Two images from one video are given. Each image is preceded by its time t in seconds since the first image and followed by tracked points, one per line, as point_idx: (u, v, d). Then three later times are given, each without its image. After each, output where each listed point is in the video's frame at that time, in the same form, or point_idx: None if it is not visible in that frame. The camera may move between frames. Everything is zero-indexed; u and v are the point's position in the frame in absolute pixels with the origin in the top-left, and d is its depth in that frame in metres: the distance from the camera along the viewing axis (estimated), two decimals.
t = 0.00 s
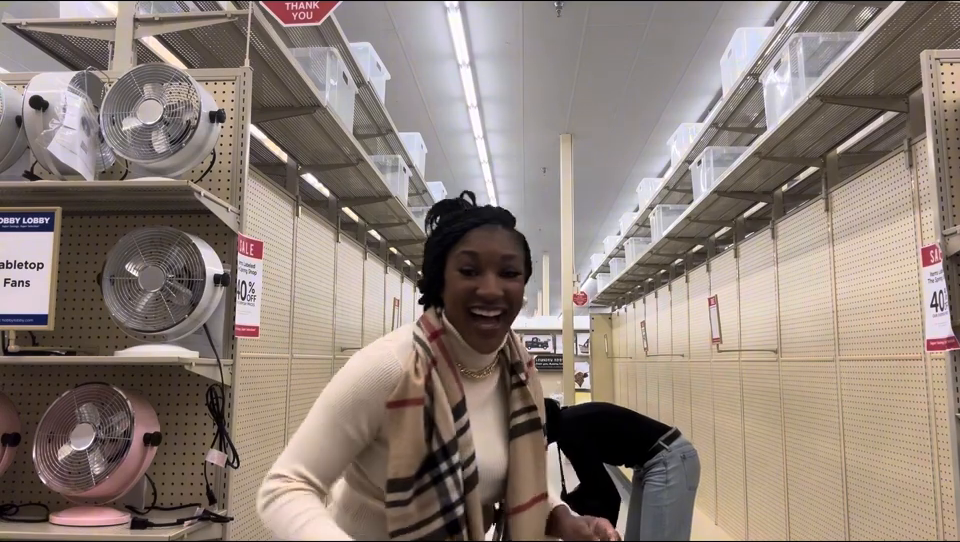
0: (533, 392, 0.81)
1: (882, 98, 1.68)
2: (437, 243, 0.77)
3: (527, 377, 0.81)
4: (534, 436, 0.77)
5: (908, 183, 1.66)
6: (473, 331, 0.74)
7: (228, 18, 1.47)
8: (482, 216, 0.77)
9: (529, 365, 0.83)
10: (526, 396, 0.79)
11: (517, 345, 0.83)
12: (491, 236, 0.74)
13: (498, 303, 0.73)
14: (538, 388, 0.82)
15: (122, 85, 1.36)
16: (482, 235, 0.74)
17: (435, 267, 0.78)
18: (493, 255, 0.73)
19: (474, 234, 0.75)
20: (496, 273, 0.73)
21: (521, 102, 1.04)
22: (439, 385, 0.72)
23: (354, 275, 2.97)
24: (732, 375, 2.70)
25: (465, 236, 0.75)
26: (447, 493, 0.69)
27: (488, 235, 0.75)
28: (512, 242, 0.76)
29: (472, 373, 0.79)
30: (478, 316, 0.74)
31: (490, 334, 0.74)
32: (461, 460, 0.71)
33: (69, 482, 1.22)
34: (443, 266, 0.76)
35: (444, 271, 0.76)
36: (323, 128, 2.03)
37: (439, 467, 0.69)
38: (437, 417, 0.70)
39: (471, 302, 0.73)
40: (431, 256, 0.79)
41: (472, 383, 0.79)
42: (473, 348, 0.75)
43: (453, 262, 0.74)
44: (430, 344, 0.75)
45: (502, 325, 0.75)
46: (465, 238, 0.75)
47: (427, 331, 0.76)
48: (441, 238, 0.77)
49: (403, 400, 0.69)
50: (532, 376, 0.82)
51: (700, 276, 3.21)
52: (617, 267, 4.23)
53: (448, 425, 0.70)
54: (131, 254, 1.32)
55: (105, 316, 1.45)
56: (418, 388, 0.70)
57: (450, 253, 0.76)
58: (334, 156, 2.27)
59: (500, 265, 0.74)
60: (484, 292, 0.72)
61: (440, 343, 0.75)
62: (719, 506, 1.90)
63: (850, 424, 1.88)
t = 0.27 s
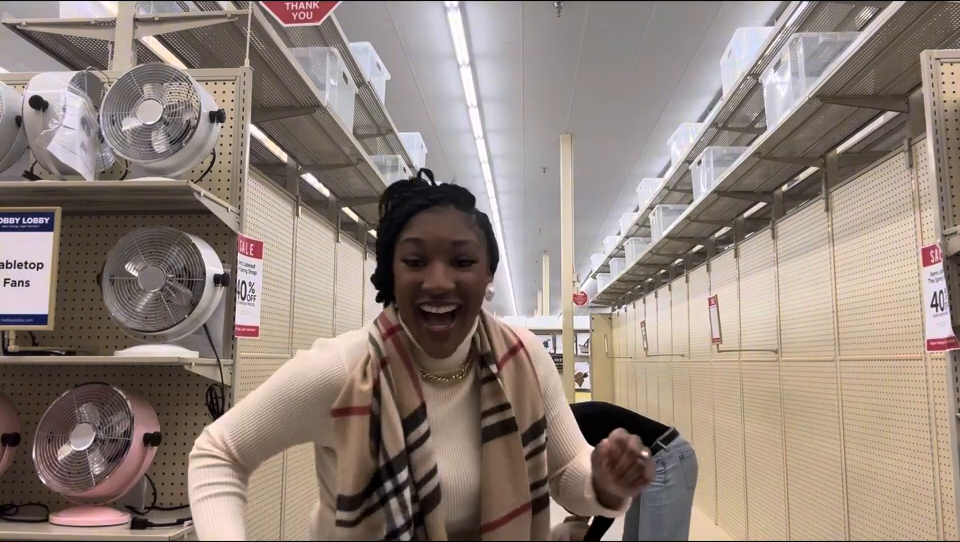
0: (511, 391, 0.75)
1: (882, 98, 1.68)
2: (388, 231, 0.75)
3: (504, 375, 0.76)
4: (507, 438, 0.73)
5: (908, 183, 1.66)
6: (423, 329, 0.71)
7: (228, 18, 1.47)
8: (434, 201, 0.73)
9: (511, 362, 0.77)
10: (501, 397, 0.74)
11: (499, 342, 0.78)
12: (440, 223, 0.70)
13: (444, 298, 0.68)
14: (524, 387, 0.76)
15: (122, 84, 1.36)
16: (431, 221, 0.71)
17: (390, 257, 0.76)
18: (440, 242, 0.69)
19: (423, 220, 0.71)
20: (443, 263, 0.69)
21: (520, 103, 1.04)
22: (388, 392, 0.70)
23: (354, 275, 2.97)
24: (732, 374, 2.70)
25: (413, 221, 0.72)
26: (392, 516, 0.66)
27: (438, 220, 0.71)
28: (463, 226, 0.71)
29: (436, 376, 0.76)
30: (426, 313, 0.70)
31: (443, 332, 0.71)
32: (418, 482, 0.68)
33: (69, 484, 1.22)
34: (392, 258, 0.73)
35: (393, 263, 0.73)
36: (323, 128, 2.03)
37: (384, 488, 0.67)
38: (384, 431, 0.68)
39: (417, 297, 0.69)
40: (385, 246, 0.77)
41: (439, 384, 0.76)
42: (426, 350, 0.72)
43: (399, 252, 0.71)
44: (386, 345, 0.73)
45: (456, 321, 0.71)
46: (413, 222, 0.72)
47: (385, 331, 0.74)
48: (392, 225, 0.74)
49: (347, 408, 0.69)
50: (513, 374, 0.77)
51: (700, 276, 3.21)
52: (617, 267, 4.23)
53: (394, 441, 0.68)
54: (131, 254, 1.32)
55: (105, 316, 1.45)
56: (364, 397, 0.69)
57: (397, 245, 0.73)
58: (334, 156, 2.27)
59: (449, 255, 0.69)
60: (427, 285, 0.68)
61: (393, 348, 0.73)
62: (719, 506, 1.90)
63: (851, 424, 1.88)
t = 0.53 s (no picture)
0: (488, 408, 0.66)
1: (882, 98, 1.68)
2: (345, 205, 0.69)
3: (482, 390, 0.67)
4: (482, 467, 0.62)
5: (908, 183, 1.66)
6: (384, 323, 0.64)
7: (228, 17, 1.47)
8: (396, 173, 0.67)
9: (491, 375, 0.69)
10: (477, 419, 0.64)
11: (477, 351, 0.70)
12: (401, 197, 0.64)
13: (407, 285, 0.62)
14: (505, 407, 0.67)
15: (121, 84, 1.36)
16: (391, 195, 0.64)
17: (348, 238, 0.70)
18: (403, 219, 0.63)
19: (383, 192, 0.65)
20: (408, 243, 0.63)
21: (519, 103, 1.04)
22: (324, 401, 0.63)
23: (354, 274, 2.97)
24: (732, 374, 2.70)
25: (372, 193, 0.66)
26: None
27: (401, 193, 0.65)
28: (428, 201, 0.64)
29: (402, 385, 0.68)
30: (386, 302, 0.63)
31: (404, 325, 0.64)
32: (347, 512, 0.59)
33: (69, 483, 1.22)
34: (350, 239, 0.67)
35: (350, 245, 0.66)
36: (323, 128, 2.03)
37: (304, 517, 0.59)
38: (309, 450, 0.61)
39: (377, 286, 0.62)
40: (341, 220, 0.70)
41: (406, 394, 0.68)
42: (388, 348, 0.66)
43: (357, 230, 0.64)
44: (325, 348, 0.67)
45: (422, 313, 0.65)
46: (371, 197, 0.65)
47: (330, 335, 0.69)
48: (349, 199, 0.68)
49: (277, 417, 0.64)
50: (492, 388, 0.68)
51: (700, 276, 3.21)
52: (617, 267, 4.23)
53: (321, 462, 0.60)
54: (131, 254, 1.32)
55: (105, 316, 1.45)
56: (290, 403, 0.63)
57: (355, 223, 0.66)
58: (334, 156, 2.26)
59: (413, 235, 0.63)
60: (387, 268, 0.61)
61: (346, 358, 0.67)
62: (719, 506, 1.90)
63: (851, 424, 1.88)
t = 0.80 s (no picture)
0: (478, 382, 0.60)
1: (882, 98, 1.68)
2: (311, 156, 0.61)
3: (471, 362, 0.60)
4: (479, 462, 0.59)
5: (908, 183, 1.66)
6: (361, 293, 0.58)
7: (228, 17, 1.47)
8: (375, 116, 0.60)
9: (485, 346, 0.62)
10: (462, 394, 0.57)
11: (468, 322, 0.63)
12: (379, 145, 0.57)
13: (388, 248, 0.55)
14: (500, 381, 0.60)
15: (121, 84, 1.36)
16: (369, 144, 0.58)
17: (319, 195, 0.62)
18: (381, 170, 0.56)
19: (359, 140, 0.58)
20: (388, 199, 0.56)
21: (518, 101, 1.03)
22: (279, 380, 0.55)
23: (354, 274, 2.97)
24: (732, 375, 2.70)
25: (346, 141, 0.59)
26: None
27: (380, 141, 0.58)
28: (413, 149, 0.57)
29: (376, 362, 0.61)
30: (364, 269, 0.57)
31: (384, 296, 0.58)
32: (299, 506, 0.51)
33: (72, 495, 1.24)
34: (320, 196, 0.60)
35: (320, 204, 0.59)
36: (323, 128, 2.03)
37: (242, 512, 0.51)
38: (267, 433, 0.53)
39: (353, 248, 0.56)
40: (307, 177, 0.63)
41: (385, 372, 0.61)
42: (364, 324, 0.59)
43: (328, 186, 0.58)
44: (284, 322, 0.59)
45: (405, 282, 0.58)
46: (345, 145, 0.58)
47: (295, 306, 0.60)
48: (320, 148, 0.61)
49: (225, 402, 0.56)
50: (485, 362, 0.61)
51: (700, 276, 3.21)
52: (617, 267, 4.23)
53: (260, 448, 0.52)
54: (130, 254, 1.32)
55: (105, 316, 1.45)
56: (240, 384, 0.55)
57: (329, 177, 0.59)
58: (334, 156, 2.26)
59: (396, 191, 0.56)
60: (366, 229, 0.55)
61: (307, 331, 0.59)
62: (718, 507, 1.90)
63: (852, 424, 1.88)
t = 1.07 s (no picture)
0: (492, 394, 0.61)
1: (882, 98, 1.68)
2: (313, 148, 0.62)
3: (484, 371, 0.61)
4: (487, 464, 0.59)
5: (907, 183, 1.66)
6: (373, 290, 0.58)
7: (228, 17, 1.47)
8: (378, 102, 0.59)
9: (497, 354, 0.63)
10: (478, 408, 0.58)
11: (480, 331, 0.65)
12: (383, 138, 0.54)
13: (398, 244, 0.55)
14: (517, 391, 0.62)
15: (121, 84, 1.36)
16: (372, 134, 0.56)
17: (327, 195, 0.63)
18: (388, 165, 0.54)
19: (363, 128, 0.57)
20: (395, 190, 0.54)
21: (520, 105, 1.04)
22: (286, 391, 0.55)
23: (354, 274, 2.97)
24: (732, 374, 2.70)
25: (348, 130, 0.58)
26: None
27: (388, 129, 0.56)
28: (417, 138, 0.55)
29: (389, 371, 0.62)
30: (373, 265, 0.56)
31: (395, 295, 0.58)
32: None
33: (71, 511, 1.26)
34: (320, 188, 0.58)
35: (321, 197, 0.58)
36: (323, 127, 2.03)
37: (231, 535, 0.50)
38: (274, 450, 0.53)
39: (357, 245, 0.54)
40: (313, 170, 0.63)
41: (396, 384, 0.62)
42: (371, 324, 0.59)
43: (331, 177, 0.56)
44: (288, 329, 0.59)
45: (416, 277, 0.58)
46: (352, 137, 0.57)
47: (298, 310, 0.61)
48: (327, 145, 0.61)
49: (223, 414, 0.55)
50: (496, 370, 0.62)
51: (700, 276, 3.21)
52: (617, 267, 4.23)
53: (257, 466, 0.52)
54: (130, 254, 1.32)
55: (105, 316, 1.45)
56: (241, 395, 0.55)
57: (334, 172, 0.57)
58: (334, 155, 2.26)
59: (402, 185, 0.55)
60: (374, 222, 0.54)
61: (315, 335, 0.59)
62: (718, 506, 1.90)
63: (852, 424, 1.88)
